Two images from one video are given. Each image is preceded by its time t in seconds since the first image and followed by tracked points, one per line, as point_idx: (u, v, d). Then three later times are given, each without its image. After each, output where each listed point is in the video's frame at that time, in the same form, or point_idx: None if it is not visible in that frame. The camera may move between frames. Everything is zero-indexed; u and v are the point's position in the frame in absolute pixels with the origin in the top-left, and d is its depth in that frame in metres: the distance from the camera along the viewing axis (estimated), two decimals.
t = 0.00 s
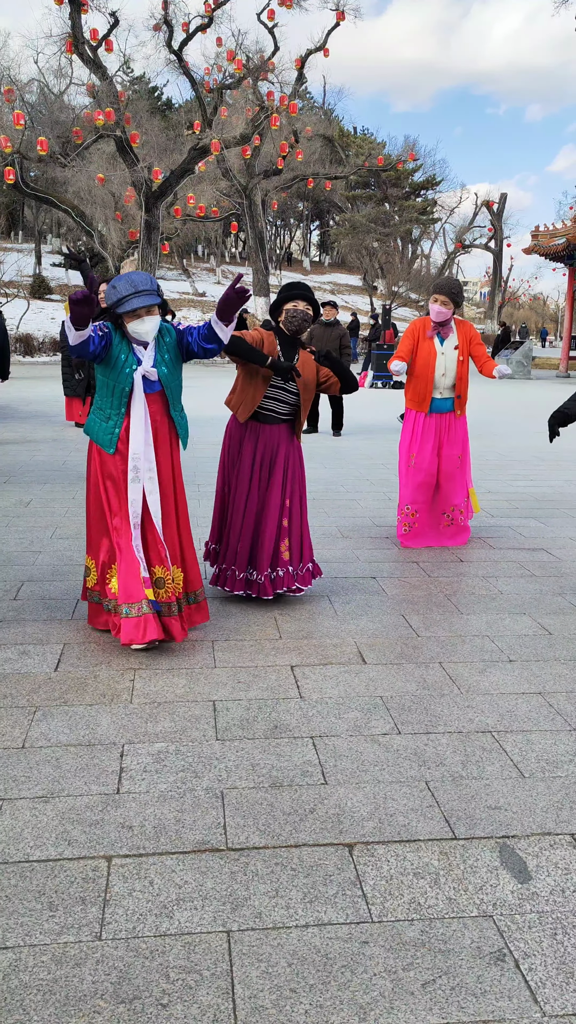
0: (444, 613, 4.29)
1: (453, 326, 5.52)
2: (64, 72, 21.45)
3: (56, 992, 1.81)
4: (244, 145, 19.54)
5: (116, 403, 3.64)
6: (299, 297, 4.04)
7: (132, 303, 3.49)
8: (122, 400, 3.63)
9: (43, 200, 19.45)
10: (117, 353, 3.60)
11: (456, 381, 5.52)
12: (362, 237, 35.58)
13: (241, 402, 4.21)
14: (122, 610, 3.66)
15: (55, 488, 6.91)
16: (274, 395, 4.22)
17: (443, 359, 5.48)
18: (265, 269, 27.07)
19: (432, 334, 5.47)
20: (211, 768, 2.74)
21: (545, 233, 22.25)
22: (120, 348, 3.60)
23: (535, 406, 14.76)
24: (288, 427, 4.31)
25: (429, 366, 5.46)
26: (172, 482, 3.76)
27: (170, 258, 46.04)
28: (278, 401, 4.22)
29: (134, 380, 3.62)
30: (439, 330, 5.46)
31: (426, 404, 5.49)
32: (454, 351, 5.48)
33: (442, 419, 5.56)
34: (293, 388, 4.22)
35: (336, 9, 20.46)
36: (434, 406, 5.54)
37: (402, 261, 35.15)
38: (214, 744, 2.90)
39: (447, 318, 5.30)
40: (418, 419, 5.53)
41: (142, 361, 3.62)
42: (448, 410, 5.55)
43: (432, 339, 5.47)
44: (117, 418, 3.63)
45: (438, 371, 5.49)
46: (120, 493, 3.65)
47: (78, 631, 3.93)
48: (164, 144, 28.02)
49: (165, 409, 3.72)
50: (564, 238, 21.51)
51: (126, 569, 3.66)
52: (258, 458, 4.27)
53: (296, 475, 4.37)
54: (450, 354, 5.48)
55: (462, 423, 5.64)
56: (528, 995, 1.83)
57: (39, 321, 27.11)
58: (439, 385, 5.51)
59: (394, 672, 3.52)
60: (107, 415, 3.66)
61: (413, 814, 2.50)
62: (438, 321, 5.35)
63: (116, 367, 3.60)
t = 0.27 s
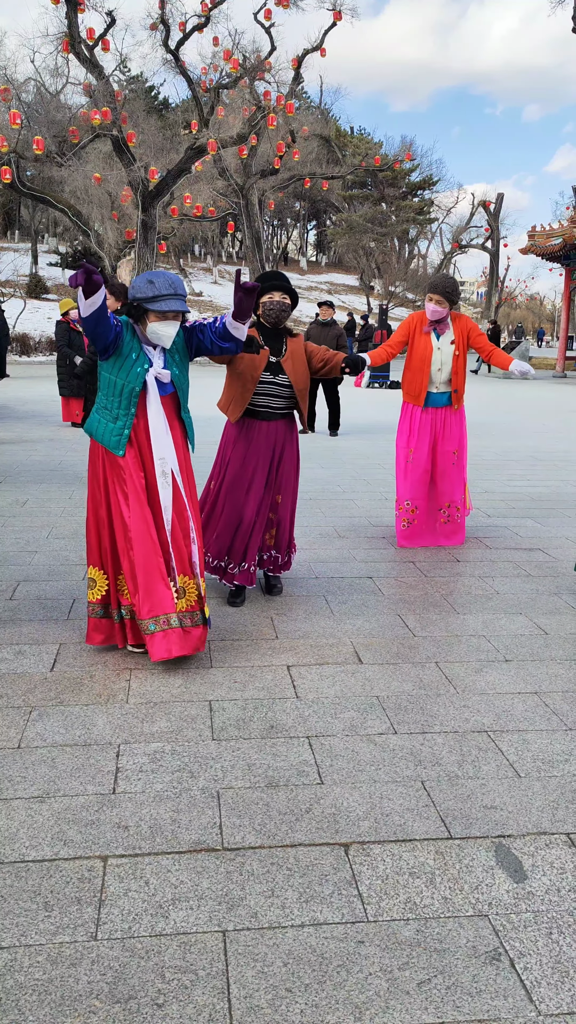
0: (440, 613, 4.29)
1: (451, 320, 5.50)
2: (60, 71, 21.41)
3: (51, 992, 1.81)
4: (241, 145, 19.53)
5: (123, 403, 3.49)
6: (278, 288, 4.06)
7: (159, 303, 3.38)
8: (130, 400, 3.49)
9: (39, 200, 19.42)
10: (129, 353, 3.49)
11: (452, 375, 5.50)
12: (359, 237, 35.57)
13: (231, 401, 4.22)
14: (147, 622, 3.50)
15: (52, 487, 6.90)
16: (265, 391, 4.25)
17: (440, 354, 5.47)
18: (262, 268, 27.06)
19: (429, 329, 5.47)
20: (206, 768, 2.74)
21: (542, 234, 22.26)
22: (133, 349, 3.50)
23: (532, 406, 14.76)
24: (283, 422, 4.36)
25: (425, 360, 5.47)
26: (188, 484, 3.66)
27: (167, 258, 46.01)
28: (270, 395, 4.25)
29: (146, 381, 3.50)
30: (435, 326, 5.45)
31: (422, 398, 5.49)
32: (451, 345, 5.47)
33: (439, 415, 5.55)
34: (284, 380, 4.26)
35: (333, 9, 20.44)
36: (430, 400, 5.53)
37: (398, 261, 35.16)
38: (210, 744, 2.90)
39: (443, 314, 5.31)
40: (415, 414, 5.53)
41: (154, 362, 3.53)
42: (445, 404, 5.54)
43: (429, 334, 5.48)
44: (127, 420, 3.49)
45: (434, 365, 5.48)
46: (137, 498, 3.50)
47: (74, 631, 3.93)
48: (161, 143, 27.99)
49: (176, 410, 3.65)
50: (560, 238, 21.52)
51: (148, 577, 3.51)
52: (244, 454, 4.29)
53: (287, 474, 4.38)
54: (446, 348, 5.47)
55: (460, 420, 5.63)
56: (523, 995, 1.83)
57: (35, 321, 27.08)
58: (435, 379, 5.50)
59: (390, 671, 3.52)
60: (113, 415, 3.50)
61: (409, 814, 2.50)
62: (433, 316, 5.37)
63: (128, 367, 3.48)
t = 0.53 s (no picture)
0: (440, 613, 4.30)
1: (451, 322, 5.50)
2: (59, 71, 21.40)
3: (51, 993, 1.81)
4: (240, 145, 19.54)
5: (132, 414, 3.34)
6: (259, 290, 4.03)
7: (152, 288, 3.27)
8: (139, 411, 3.33)
9: (38, 200, 19.41)
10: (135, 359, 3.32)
11: (453, 377, 5.53)
12: (358, 237, 35.59)
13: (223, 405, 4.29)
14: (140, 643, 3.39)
15: (51, 487, 6.91)
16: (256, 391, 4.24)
17: (441, 356, 5.49)
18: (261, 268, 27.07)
19: (430, 332, 5.47)
20: (205, 768, 2.74)
21: (540, 233, 22.29)
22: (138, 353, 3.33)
23: (530, 406, 14.77)
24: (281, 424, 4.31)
25: (425, 362, 5.50)
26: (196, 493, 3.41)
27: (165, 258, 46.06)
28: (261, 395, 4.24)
29: (153, 389, 3.33)
30: (435, 328, 5.46)
31: (423, 401, 5.52)
32: (452, 347, 5.48)
33: (440, 415, 5.56)
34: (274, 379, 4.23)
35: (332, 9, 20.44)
36: (432, 402, 5.56)
37: (397, 261, 35.20)
38: (209, 744, 2.90)
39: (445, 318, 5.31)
40: (415, 415, 5.56)
41: (159, 367, 3.36)
42: (446, 406, 5.57)
43: (429, 336, 5.49)
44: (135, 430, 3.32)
45: (435, 367, 5.51)
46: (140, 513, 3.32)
47: (73, 631, 3.92)
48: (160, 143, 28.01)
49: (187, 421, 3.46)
50: (559, 238, 21.55)
51: (146, 595, 3.35)
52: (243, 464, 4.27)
53: (289, 476, 4.33)
54: (447, 350, 5.49)
55: (461, 421, 5.64)
56: (522, 994, 1.84)
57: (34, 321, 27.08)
58: (436, 381, 5.53)
59: (389, 671, 3.54)
60: (123, 428, 3.35)
61: (409, 813, 2.51)
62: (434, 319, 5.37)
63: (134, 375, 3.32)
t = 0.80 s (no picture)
0: (441, 613, 4.29)
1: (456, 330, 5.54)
2: (59, 70, 21.39)
3: (52, 993, 1.81)
4: (240, 144, 19.53)
5: (137, 405, 3.31)
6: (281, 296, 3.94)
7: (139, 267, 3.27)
8: (144, 403, 3.30)
9: (39, 200, 19.40)
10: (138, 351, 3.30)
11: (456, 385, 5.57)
12: (358, 237, 35.59)
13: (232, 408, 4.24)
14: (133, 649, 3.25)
15: (52, 486, 6.90)
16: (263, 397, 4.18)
17: (444, 364, 5.53)
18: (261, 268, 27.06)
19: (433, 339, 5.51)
20: (207, 768, 2.74)
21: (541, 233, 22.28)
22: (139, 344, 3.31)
23: (531, 406, 14.76)
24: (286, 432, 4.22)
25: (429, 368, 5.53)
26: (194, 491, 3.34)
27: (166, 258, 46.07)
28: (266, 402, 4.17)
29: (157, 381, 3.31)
30: (440, 335, 5.50)
31: (426, 407, 5.55)
32: (455, 355, 5.52)
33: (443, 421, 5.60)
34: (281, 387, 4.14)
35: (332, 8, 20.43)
36: (434, 409, 5.58)
37: (397, 261, 35.19)
38: (210, 744, 2.90)
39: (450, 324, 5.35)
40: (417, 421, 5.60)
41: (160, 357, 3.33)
42: (449, 413, 5.59)
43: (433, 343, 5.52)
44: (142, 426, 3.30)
45: (438, 374, 5.54)
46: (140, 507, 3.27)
47: (74, 631, 3.92)
48: (160, 143, 28.01)
49: (189, 414, 3.41)
50: (559, 238, 21.55)
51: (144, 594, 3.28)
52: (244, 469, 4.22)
53: (297, 478, 4.22)
54: (450, 358, 5.53)
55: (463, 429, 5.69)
56: (524, 995, 1.83)
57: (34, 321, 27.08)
58: (439, 388, 5.56)
59: (390, 671, 3.53)
60: (127, 423, 3.32)
61: (410, 813, 2.51)
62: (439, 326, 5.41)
63: (136, 364, 3.28)
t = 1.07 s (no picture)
0: (444, 612, 4.29)
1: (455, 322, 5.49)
2: (63, 70, 21.41)
3: (57, 992, 1.81)
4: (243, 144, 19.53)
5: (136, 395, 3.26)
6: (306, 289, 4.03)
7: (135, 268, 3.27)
8: (142, 391, 3.26)
9: (42, 200, 19.42)
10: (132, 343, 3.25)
11: (449, 375, 5.52)
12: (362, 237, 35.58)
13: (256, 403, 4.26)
14: (140, 638, 3.20)
15: (56, 485, 6.91)
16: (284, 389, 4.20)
17: (437, 353, 5.49)
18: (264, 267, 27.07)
19: (430, 328, 5.50)
20: (211, 767, 2.74)
21: (545, 233, 22.26)
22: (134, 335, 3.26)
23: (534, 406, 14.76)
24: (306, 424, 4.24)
25: (422, 356, 5.53)
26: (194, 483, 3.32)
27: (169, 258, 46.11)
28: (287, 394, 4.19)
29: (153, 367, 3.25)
30: (438, 325, 5.48)
31: (416, 395, 5.57)
32: (449, 346, 5.46)
33: (439, 413, 5.56)
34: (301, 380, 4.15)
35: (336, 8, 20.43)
36: (427, 396, 5.58)
37: (401, 260, 35.18)
38: (214, 742, 2.90)
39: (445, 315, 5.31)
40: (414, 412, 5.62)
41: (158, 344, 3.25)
42: (443, 402, 5.55)
43: (430, 332, 5.50)
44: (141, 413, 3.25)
45: (431, 362, 5.52)
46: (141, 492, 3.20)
47: (78, 630, 3.91)
48: (164, 142, 28.03)
49: (186, 405, 3.35)
50: (563, 238, 21.53)
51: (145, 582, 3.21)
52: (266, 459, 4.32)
53: (313, 469, 4.22)
54: (443, 347, 5.47)
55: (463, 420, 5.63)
56: (530, 995, 1.83)
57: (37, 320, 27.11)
58: (432, 377, 5.54)
59: (394, 670, 3.53)
60: (127, 413, 3.27)
61: (414, 813, 2.50)
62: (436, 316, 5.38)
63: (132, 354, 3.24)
